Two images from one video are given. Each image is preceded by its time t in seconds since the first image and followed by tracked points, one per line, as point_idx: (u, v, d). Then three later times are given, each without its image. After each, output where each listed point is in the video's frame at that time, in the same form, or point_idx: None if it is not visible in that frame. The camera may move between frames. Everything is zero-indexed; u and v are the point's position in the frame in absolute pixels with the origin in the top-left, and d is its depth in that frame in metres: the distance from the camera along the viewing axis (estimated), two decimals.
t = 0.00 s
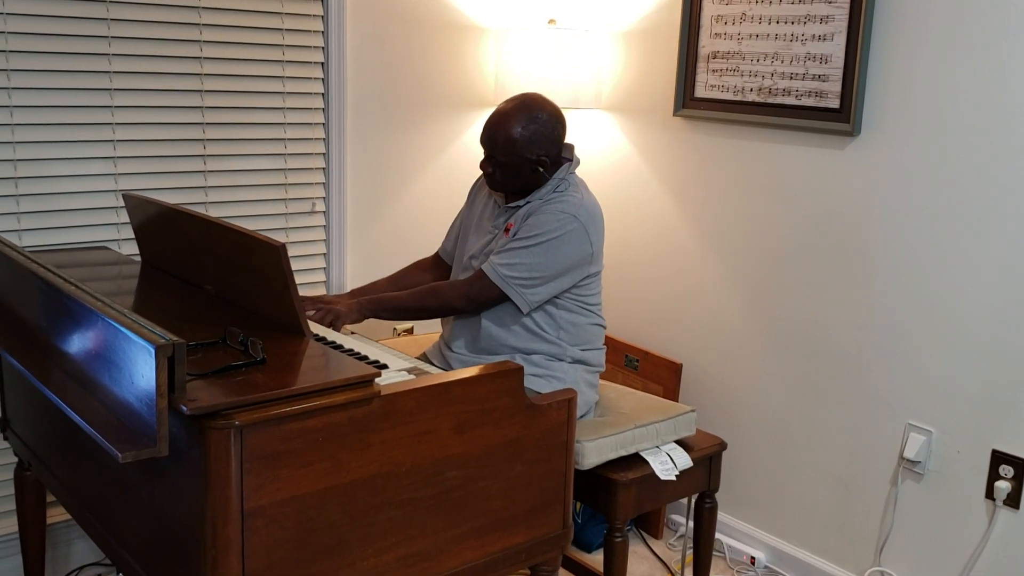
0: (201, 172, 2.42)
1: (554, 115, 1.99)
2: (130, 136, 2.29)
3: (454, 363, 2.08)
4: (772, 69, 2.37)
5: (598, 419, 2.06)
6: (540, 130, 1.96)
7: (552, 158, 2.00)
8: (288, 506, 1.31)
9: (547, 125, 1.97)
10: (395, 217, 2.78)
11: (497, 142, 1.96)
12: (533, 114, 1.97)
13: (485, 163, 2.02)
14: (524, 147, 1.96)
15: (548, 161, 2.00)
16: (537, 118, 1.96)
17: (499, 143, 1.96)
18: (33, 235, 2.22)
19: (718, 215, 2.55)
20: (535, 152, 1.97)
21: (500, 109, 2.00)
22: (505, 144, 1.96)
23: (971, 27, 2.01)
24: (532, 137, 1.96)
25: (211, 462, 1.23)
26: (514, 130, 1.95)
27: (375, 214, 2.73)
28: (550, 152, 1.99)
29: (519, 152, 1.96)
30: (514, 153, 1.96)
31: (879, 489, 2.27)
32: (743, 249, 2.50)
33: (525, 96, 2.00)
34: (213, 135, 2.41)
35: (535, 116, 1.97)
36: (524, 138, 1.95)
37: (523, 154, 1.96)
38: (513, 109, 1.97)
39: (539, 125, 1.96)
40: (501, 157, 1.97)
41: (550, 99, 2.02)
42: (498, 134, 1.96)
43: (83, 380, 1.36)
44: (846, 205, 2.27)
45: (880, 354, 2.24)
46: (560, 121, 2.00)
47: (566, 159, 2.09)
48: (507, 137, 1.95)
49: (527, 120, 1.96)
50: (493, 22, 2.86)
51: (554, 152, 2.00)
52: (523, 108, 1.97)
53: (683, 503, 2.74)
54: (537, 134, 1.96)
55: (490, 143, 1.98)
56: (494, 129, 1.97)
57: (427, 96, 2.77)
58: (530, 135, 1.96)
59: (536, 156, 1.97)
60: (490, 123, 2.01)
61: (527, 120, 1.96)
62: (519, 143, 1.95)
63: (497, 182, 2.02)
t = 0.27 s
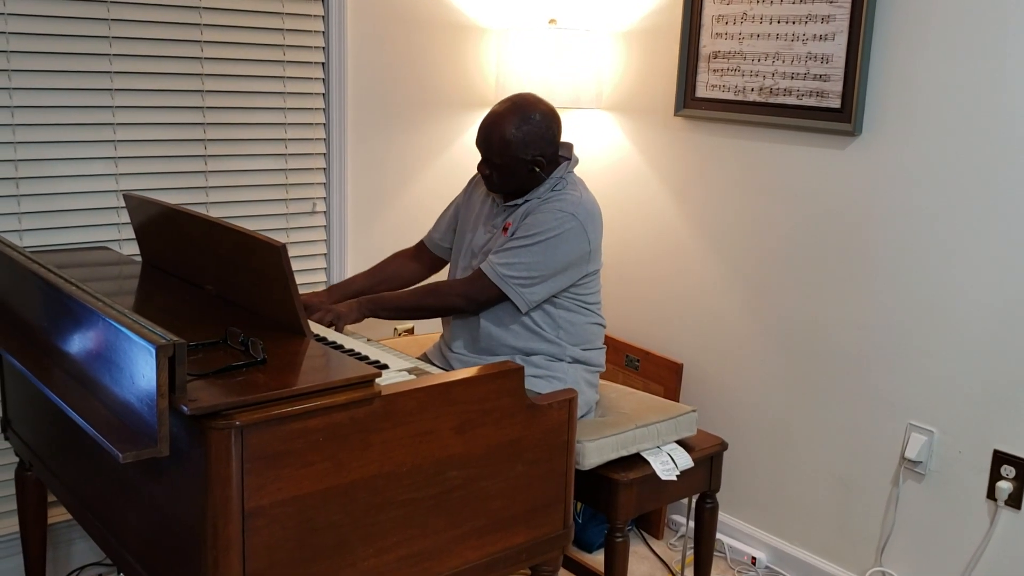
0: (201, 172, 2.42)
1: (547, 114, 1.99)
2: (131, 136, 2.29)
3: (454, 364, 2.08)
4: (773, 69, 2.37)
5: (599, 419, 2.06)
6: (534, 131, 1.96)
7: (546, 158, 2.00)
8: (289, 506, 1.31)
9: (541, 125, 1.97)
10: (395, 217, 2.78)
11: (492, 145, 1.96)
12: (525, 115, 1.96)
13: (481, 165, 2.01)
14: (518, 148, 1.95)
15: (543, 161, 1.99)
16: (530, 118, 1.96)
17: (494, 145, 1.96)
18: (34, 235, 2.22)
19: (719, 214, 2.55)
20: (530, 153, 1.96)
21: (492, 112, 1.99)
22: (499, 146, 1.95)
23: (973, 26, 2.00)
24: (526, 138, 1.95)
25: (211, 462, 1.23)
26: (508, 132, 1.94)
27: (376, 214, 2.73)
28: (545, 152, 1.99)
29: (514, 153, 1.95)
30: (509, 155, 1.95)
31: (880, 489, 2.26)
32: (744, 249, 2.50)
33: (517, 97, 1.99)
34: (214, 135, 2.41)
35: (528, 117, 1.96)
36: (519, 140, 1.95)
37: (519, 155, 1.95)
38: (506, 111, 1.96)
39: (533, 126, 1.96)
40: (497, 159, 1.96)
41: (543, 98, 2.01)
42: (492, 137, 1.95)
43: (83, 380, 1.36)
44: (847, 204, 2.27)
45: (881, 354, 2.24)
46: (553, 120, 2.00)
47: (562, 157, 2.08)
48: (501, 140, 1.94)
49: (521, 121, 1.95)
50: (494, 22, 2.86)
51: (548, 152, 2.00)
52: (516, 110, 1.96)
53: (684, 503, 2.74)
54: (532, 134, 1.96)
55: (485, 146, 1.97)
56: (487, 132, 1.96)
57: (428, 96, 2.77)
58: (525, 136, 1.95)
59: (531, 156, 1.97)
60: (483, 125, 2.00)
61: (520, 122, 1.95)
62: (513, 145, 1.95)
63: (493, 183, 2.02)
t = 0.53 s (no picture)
0: (202, 172, 2.42)
1: (556, 112, 1.99)
2: (132, 136, 2.29)
3: (455, 363, 2.08)
4: (774, 68, 2.36)
5: (600, 418, 2.05)
6: (543, 127, 1.96)
7: (553, 156, 2.00)
8: (290, 506, 1.31)
9: (550, 122, 1.97)
10: (396, 217, 2.78)
11: (499, 139, 1.96)
12: (535, 111, 1.96)
13: (486, 160, 2.01)
14: (526, 143, 1.95)
15: (550, 158, 1.99)
16: (539, 115, 1.96)
17: (501, 139, 1.96)
18: (35, 234, 2.22)
19: (720, 214, 2.55)
20: (536, 150, 1.96)
21: (502, 106, 2.00)
22: (507, 141, 1.95)
23: (974, 25, 2.00)
24: (534, 134, 1.95)
25: (212, 461, 1.23)
26: (516, 126, 1.94)
27: (377, 213, 2.73)
28: (552, 149, 1.99)
29: (521, 149, 1.95)
30: (515, 150, 1.95)
31: (881, 488, 2.26)
32: (745, 249, 2.50)
33: (528, 93, 2.00)
34: (215, 135, 2.42)
35: (538, 113, 1.96)
36: (526, 135, 1.95)
37: (525, 151, 1.96)
38: (515, 106, 1.97)
39: (542, 122, 1.96)
40: (503, 154, 1.96)
41: (552, 96, 2.01)
42: (500, 131, 1.95)
43: (84, 379, 1.36)
44: (848, 204, 2.27)
45: (882, 354, 2.24)
46: (562, 118, 2.00)
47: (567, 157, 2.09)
48: (509, 134, 1.95)
49: (530, 117, 1.95)
50: (495, 22, 2.86)
51: (555, 150, 2.00)
52: (525, 105, 1.97)
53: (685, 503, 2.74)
54: (540, 131, 1.96)
55: (492, 139, 1.97)
56: (496, 125, 1.96)
57: (429, 96, 2.77)
58: (532, 132, 1.95)
59: (538, 153, 1.97)
60: (492, 119, 2.00)
61: (529, 117, 1.95)
62: (521, 140, 1.95)
63: (498, 178, 2.02)
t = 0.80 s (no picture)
0: (204, 172, 2.42)
1: (556, 112, 1.99)
2: (133, 136, 2.29)
3: (455, 362, 2.08)
4: (775, 69, 2.36)
5: (601, 419, 2.05)
6: (543, 127, 1.96)
7: (552, 156, 2.00)
8: (290, 506, 1.31)
9: (549, 122, 1.97)
10: (398, 217, 2.78)
11: (499, 139, 1.95)
12: (535, 111, 1.96)
13: (486, 160, 2.01)
14: (525, 143, 1.95)
15: (550, 158, 1.99)
16: (539, 115, 1.96)
17: (501, 140, 1.95)
18: (36, 235, 2.22)
19: (721, 215, 2.55)
20: (536, 150, 1.96)
21: (502, 106, 2.00)
22: (507, 141, 1.95)
23: (975, 26, 2.00)
24: (534, 134, 1.95)
25: (212, 461, 1.23)
26: (516, 127, 1.94)
27: (378, 213, 2.73)
28: (552, 149, 1.98)
29: (520, 149, 1.95)
30: (515, 151, 1.95)
31: (882, 489, 2.26)
32: (746, 249, 2.50)
33: (527, 94, 1.99)
34: (216, 135, 2.42)
35: (537, 113, 1.96)
36: (526, 135, 1.95)
37: (525, 151, 1.95)
38: (515, 106, 1.97)
39: (541, 122, 1.96)
40: (503, 154, 1.96)
41: (552, 96, 2.01)
42: (500, 131, 1.95)
43: (85, 379, 1.36)
44: (849, 204, 2.27)
45: (883, 354, 2.23)
46: (562, 118, 2.00)
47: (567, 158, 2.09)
48: (509, 134, 1.94)
49: (529, 117, 1.95)
50: (497, 22, 2.86)
51: (555, 149, 1.99)
52: (525, 105, 1.97)
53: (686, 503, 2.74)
54: (539, 131, 1.95)
55: (492, 140, 1.97)
56: (495, 125, 1.96)
57: (430, 96, 2.77)
58: (532, 132, 1.95)
59: (537, 153, 1.97)
60: (492, 120, 2.00)
61: (529, 117, 1.95)
62: (521, 140, 1.95)
63: (498, 179, 2.01)
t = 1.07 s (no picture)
0: (205, 172, 2.42)
1: (555, 112, 1.98)
2: (134, 136, 2.29)
3: (455, 363, 2.07)
4: (776, 70, 2.36)
5: (601, 419, 2.05)
6: (542, 128, 1.96)
7: (552, 156, 2.00)
8: (290, 506, 1.30)
9: (549, 122, 1.96)
10: (399, 217, 2.78)
11: (499, 139, 1.95)
12: (534, 111, 1.96)
13: (486, 160, 2.01)
14: (525, 144, 1.95)
15: (549, 159, 1.99)
16: (538, 115, 1.95)
17: (500, 140, 1.95)
18: (37, 234, 2.22)
19: (722, 215, 2.55)
20: (536, 151, 1.96)
21: (502, 106, 2.00)
22: (506, 141, 1.95)
23: (975, 27, 2.00)
24: (533, 135, 1.95)
25: (212, 461, 1.23)
26: (515, 127, 1.94)
27: (379, 213, 2.73)
28: (552, 150, 1.98)
29: (520, 149, 1.95)
30: (515, 151, 1.95)
31: (883, 490, 2.26)
32: (747, 250, 2.50)
33: (527, 94, 1.99)
34: (217, 135, 2.42)
35: (537, 113, 1.96)
36: (526, 136, 1.94)
37: (525, 152, 1.95)
38: (514, 106, 1.96)
39: (541, 122, 1.95)
40: (503, 155, 1.96)
41: (551, 96, 2.01)
42: (499, 132, 1.95)
43: (85, 379, 1.36)
44: (850, 205, 2.26)
45: (884, 356, 2.23)
46: (561, 118, 2.00)
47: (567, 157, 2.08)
48: (508, 135, 1.94)
49: (529, 117, 1.95)
50: (498, 22, 2.86)
51: (555, 149, 1.99)
52: (524, 106, 1.96)
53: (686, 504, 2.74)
54: (539, 131, 1.95)
55: (492, 140, 1.97)
56: (495, 126, 1.96)
57: (430, 96, 2.77)
58: (531, 133, 1.95)
59: (537, 153, 1.97)
60: (491, 120, 2.00)
61: (528, 117, 1.95)
62: (520, 140, 1.94)
63: (498, 179, 2.02)
